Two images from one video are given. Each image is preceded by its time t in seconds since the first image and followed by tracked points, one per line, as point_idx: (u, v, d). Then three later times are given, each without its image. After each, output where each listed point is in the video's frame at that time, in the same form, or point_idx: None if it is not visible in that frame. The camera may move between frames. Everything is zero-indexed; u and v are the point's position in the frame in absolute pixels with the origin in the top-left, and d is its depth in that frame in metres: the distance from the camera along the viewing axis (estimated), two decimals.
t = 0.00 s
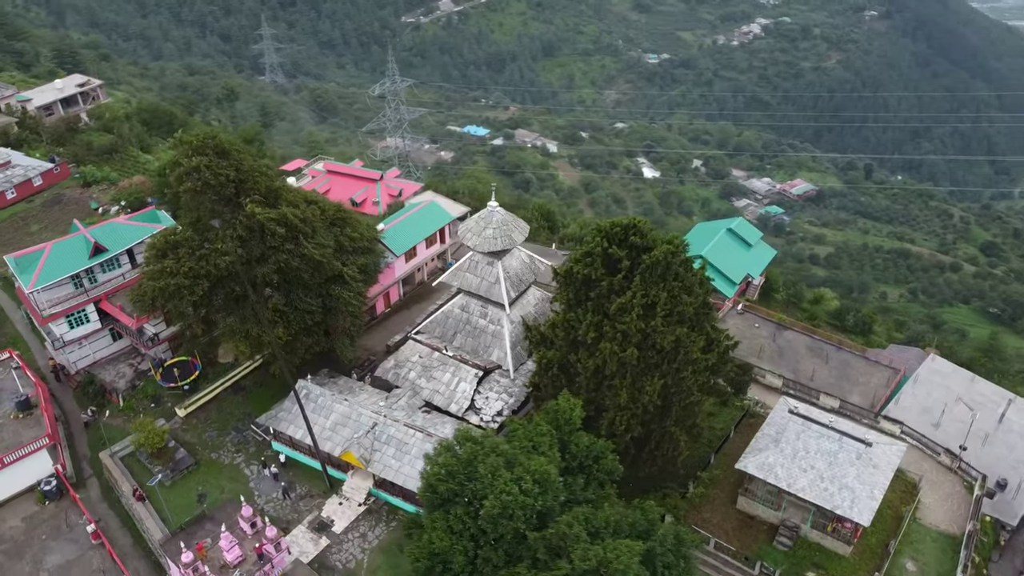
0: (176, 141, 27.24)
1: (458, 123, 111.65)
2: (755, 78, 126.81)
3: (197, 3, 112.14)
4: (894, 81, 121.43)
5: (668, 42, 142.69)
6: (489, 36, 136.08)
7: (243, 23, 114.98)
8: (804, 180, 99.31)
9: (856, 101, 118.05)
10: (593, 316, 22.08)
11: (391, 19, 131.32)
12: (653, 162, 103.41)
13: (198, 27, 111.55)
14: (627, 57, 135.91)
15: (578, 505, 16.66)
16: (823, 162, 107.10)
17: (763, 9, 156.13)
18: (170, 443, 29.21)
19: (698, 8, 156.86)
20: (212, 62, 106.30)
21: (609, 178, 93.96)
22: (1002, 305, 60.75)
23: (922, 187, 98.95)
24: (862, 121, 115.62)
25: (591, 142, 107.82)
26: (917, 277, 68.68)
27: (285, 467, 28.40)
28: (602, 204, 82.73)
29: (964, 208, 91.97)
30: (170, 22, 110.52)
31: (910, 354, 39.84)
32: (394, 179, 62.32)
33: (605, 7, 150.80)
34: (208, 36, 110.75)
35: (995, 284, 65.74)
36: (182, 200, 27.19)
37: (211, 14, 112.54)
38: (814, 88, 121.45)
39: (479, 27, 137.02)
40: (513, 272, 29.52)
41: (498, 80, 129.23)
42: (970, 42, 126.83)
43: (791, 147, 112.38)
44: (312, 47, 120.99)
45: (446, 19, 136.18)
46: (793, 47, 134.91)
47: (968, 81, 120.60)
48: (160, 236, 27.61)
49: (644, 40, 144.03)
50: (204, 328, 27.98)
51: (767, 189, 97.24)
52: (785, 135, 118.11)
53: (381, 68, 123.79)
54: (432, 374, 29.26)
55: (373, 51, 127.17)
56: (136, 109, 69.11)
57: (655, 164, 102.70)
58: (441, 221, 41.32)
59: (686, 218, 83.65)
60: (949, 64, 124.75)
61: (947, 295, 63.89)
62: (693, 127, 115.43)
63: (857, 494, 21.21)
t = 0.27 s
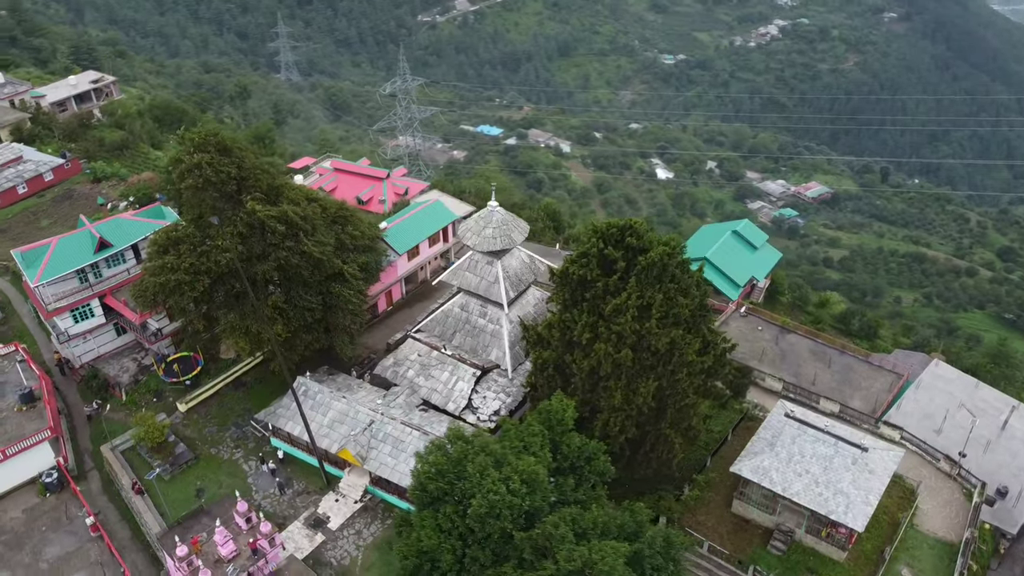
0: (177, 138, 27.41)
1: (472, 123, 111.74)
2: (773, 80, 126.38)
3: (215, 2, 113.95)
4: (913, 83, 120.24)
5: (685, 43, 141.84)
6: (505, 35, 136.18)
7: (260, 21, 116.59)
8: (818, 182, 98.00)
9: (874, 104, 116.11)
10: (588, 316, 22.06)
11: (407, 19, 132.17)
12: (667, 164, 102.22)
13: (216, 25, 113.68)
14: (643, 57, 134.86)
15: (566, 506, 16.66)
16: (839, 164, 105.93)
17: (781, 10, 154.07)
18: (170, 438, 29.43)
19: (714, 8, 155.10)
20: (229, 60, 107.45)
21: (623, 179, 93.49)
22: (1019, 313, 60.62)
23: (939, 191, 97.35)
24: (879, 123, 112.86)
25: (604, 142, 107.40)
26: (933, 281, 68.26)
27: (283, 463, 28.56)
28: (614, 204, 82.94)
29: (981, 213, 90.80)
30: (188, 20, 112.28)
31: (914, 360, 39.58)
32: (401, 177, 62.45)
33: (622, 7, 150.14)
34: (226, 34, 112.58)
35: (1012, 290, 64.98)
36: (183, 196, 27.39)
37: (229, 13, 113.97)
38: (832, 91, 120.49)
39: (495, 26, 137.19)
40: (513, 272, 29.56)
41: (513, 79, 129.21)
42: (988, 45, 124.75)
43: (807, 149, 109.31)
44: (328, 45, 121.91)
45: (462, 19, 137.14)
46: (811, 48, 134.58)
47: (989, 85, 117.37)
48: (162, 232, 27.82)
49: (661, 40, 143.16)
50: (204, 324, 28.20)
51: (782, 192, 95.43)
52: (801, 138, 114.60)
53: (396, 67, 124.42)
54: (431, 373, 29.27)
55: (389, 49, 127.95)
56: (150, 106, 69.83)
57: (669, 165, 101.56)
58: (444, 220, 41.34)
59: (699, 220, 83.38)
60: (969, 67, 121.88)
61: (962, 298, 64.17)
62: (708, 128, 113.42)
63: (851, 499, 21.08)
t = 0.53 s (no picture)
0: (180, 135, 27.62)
1: (485, 122, 111.62)
2: (789, 81, 123.62)
3: None
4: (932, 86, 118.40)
5: (701, 44, 140.74)
6: (521, 35, 136.09)
7: (276, 19, 117.35)
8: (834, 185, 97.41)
9: (893, 107, 113.60)
10: (583, 317, 22.04)
11: (423, 18, 132.52)
12: (682, 165, 100.98)
13: (233, 22, 114.77)
14: (660, 58, 133.90)
15: (553, 507, 16.65)
16: (855, 168, 103.91)
17: (799, 11, 151.76)
18: (170, 432, 29.67)
19: (733, 10, 155.45)
20: (245, 58, 108.37)
21: (636, 180, 92.95)
22: None
23: (958, 196, 95.79)
24: (898, 126, 111.84)
25: (618, 143, 106.84)
26: (948, 286, 67.73)
27: (282, 459, 28.71)
28: (627, 205, 82.88)
29: (1000, 218, 89.48)
30: (206, 17, 113.30)
31: (919, 365, 39.26)
32: (407, 176, 62.54)
33: (638, 7, 149.38)
34: (242, 31, 113.50)
35: None
36: (185, 193, 27.61)
37: (246, 11, 115.02)
38: (850, 94, 117.82)
39: (511, 26, 137.14)
40: (512, 272, 29.57)
41: (529, 79, 129.04)
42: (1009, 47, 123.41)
43: (824, 152, 108.29)
44: (345, 44, 122.60)
45: (478, 18, 137.46)
46: (828, 51, 130.10)
47: (1011, 88, 115.36)
48: (164, 228, 28.06)
49: (677, 41, 142.04)
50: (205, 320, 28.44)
51: (797, 195, 95.33)
52: (818, 141, 113.08)
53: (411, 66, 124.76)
54: (429, 371, 29.33)
55: (405, 48, 128.36)
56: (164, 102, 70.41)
57: (683, 166, 100.32)
58: (447, 220, 41.35)
59: (712, 222, 82.94)
60: (991, 70, 119.91)
61: (978, 304, 63.75)
62: (724, 129, 112.06)
63: (845, 504, 20.96)
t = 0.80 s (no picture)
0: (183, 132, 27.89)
1: (500, 122, 111.55)
2: (807, 83, 121.67)
3: None
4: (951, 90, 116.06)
5: (719, 45, 139.59)
6: (538, 34, 136.12)
7: (294, 17, 118.34)
8: (849, 188, 95.54)
9: (912, 110, 111.75)
10: (578, 318, 22.04)
11: (440, 17, 133.21)
12: (696, 166, 100.04)
13: (251, 20, 116.14)
14: (676, 59, 133.09)
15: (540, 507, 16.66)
16: (871, 170, 101.79)
17: (818, 12, 148.79)
18: (171, 426, 29.93)
19: (750, 11, 152.58)
20: (262, 55, 109.36)
21: (649, 181, 92.48)
22: None
23: (976, 200, 94.44)
24: (917, 129, 111.06)
25: (632, 143, 106.31)
26: (964, 291, 67.24)
27: (280, 455, 28.87)
28: (640, 206, 82.79)
29: (1020, 224, 88.21)
30: (224, 15, 114.52)
31: (924, 370, 38.86)
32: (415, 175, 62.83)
33: (655, 7, 148.73)
34: (259, 29, 114.77)
35: None
36: (187, 190, 27.87)
37: (264, 9, 116.20)
38: (867, 96, 115.66)
39: (527, 25, 137.19)
40: (512, 271, 29.62)
41: (544, 79, 128.91)
42: None
43: (841, 154, 107.23)
44: (361, 42, 123.27)
45: (495, 17, 137.68)
46: (847, 52, 128.88)
47: None
48: (166, 224, 28.34)
49: (694, 42, 140.95)
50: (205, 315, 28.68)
51: (812, 198, 93.42)
52: (835, 143, 111.23)
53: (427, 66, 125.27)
54: (427, 370, 29.40)
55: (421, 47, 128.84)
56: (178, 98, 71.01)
57: (697, 168, 99.56)
58: (451, 219, 41.46)
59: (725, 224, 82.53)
60: (1013, 73, 118.94)
61: (995, 309, 63.35)
62: (740, 130, 111.14)
63: (839, 510, 20.85)
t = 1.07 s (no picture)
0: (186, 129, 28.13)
1: (514, 122, 111.45)
2: (825, 86, 120.61)
3: None
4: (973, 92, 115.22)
5: (737, 46, 138.19)
6: (555, 35, 136.09)
7: (311, 15, 119.27)
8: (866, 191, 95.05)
9: (932, 114, 111.92)
10: (572, 319, 22.03)
11: (457, 16, 133.32)
12: (711, 168, 99.25)
13: (269, 18, 117.25)
14: (693, 60, 131.73)
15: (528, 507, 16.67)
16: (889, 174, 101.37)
17: (837, 15, 145.88)
18: (171, 420, 30.20)
19: (769, 12, 151.38)
20: (279, 53, 110.35)
21: (663, 182, 92.05)
22: None
23: (996, 206, 93.04)
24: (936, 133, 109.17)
25: (647, 145, 105.67)
26: (980, 297, 66.79)
27: (278, 450, 29.03)
28: (653, 207, 82.40)
29: None
30: (242, 13, 115.34)
31: (929, 376, 38.52)
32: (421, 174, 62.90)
33: (673, 8, 148.14)
34: (277, 27, 115.98)
35: None
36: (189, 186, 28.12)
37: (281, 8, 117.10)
38: (887, 99, 115.35)
39: (544, 26, 137.29)
40: (511, 271, 29.63)
41: (561, 79, 128.76)
42: None
43: (858, 158, 105.89)
44: (378, 41, 123.83)
45: (512, 17, 137.87)
46: (866, 55, 126.68)
47: None
48: (168, 220, 28.61)
49: (712, 43, 139.81)
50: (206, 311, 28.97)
51: (828, 201, 92.71)
52: (852, 146, 111.47)
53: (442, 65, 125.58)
54: (425, 368, 29.49)
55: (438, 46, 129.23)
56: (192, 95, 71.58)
57: (712, 170, 98.51)
58: (455, 218, 41.58)
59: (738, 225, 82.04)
60: None
61: (1011, 316, 62.88)
62: (757, 132, 110.28)
63: (833, 515, 20.75)
